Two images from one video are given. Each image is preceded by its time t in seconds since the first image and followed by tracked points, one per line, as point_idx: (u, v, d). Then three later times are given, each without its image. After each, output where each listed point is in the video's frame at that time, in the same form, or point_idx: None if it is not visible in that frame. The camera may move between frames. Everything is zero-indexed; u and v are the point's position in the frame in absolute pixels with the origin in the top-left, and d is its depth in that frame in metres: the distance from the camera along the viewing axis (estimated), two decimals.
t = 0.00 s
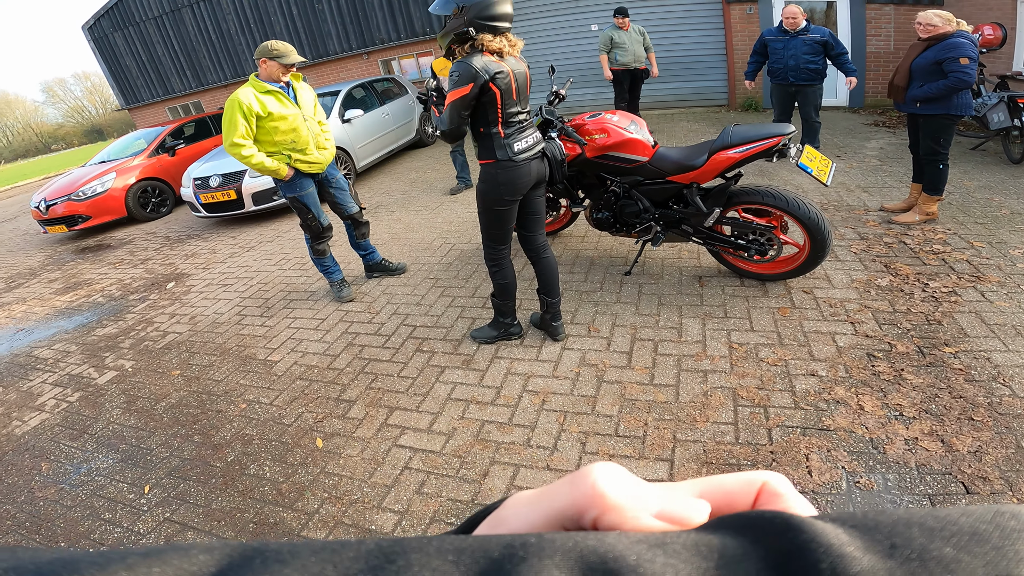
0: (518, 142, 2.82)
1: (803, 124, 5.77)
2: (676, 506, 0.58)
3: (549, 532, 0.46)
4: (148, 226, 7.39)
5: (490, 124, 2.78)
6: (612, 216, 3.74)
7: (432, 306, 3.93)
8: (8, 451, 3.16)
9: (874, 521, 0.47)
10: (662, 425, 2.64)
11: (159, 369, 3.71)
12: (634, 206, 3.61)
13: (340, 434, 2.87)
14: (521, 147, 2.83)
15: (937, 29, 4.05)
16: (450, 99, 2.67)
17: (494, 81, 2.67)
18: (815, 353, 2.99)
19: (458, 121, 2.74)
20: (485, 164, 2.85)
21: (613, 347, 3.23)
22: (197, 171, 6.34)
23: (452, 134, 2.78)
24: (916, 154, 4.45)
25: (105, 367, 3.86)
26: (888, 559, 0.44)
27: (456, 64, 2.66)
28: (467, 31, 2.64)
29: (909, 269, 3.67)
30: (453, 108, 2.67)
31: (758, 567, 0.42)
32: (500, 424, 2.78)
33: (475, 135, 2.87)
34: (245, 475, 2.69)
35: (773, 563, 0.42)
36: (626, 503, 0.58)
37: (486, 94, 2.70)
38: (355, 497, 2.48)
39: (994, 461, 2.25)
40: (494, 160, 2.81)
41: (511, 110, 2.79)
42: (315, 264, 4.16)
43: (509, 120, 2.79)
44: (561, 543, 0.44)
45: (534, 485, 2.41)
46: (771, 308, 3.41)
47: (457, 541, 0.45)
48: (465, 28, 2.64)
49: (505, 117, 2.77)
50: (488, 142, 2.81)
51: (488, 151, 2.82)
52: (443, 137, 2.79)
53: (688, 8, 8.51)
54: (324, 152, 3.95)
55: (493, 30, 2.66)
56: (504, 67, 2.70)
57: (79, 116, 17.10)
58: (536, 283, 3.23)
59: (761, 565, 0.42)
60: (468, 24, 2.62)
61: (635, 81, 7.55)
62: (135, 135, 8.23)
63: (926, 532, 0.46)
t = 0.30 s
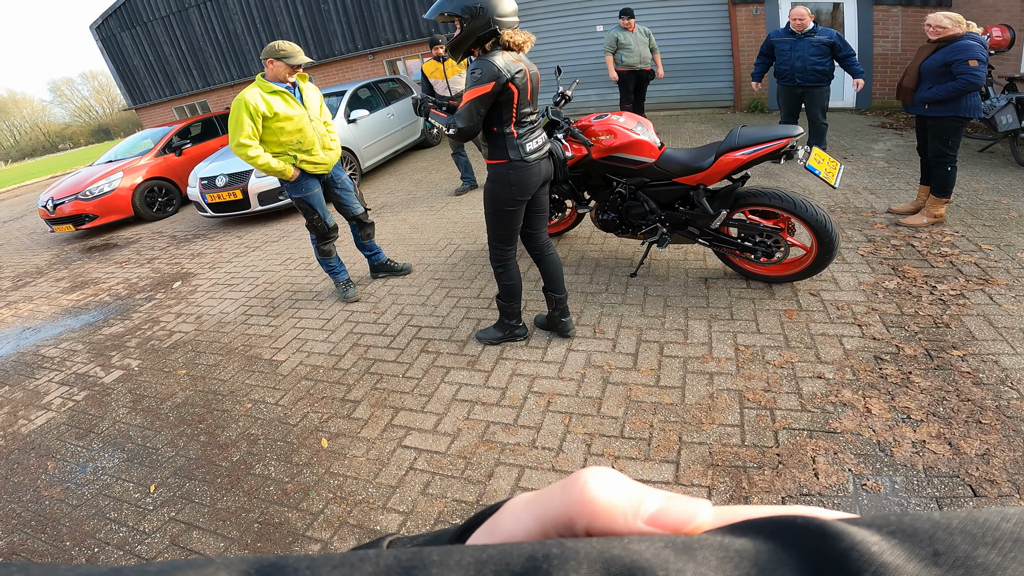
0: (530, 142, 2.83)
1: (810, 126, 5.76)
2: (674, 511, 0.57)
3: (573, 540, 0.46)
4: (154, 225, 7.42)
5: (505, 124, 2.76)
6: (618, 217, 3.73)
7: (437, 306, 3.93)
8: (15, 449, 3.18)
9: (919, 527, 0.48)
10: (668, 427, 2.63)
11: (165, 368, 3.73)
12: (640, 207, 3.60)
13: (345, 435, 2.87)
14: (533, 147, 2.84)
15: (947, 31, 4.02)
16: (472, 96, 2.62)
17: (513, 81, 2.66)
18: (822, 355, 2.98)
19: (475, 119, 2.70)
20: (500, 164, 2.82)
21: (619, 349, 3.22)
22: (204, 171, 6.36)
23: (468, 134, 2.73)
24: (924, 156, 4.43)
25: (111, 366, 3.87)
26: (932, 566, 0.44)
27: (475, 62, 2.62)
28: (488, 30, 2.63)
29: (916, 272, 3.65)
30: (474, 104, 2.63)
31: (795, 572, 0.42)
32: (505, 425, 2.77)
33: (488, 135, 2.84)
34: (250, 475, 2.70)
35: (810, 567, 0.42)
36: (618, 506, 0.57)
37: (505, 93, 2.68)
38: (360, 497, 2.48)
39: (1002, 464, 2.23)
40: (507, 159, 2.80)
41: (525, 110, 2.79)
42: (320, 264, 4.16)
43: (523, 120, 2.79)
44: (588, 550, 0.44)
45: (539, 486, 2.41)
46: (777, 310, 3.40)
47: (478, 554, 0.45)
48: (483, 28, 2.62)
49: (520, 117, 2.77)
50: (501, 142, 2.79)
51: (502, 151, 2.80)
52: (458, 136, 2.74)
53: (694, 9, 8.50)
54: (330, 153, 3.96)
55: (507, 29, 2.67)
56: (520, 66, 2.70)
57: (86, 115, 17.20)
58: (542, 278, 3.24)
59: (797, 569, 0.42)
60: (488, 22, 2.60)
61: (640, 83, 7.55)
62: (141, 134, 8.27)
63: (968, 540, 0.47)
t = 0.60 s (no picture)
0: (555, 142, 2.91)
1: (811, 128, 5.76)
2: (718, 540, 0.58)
3: None
4: (156, 227, 7.44)
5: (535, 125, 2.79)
6: (619, 220, 3.75)
7: (438, 309, 3.94)
8: (17, 451, 3.19)
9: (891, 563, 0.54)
10: (669, 430, 2.64)
11: (167, 370, 3.74)
12: (642, 210, 3.61)
13: (347, 437, 2.88)
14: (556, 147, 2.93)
15: (948, 33, 4.03)
16: (510, 93, 2.59)
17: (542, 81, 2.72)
18: (823, 358, 2.98)
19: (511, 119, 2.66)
20: (533, 165, 2.83)
21: (620, 352, 3.22)
22: (206, 173, 6.38)
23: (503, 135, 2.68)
24: (926, 159, 4.44)
25: (113, 369, 3.89)
26: None
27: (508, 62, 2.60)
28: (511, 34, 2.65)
29: (918, 274, 3.65)
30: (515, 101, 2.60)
31: None
32: (506, 428, 2.78)
33: (514, 138, 2.82)
34: (252, 477, 2.71)
35: None
36: (666, 543, 0.57)
37: (536, 92, 2.72)
38: (362, 500, 2.49)
39: (1003, 467, 2.23)
40: (540, 160, 2.83)
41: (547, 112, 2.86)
42: (322, 267, 4.18)
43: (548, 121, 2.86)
44: None
45: (540, 489, 2.41)
46: (778, 313, 3.40)
47: None
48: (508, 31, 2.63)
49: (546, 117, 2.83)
50: (531, 144, 2.81)
51: (535, 151, 2.82)
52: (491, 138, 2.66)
53: (695, 11, 8.51)
54: (332, 156, 3.97)
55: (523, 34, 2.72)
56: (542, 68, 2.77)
57: (88, 117, 17.29)
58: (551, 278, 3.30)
59: None
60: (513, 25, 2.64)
61: (641, 85, 7.56)
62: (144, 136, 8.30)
63: None
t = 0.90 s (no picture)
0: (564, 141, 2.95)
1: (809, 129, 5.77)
2: (662, 540, 0.52)
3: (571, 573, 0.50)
4: (156, 229, 7.45)
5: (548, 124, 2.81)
6: (618, 222, 3.76)
7: (437, 311, 3.94)
8: (16, 452, 3.19)
9: (930, 553, 0.51)
10: (667, 431, 2.64)
11: (167, 372, 3.74)
12: (640, 212, 3.62)
13: (345, 439, 2.88)
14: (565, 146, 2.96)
15: (947, 34, 4.05)
16: (532, 89, 2.60)
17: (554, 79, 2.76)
18: (821, 359, 2.98)
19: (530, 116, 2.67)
20: (549, 163, 2.85)
21: (618, 353, 3.23)
22: (205, 174, 6.38)
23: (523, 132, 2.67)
24: (924, 160, 4.44)
25: (112, 370, 3.89)
26: None
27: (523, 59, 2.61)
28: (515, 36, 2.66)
29: (916, 276, 3.66)
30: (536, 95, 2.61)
31: None
32: (505, 429, 2.78)
33: (529, 137, 2.80)
34: (251, 479, 2.71)
35: None
36: (599, 527, 0.53)
37: (549, 90, 2.75)
38: (361, 501, 2.49)
39: (1000, 467, 2.24)
40: (557, 158, 2.86)
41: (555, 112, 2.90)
42: (321, 270, 4.19)
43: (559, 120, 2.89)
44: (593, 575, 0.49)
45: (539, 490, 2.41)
46: (777, 314, 3.41)
47: None
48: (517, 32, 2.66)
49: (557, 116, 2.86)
50: (546, 142, 2.82)
51: (551, 149, 2.84)
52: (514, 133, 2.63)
53: (694, 12, 8.53)
54: (330, 158, 3.97)
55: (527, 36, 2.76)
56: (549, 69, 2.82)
57: (88, 119, 17.34)
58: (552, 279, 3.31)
59: None
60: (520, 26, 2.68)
61: (640, 86, 7.57)
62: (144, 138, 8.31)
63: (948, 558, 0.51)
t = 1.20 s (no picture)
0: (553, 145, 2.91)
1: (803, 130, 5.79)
2: None
3: None
4: (151, 230, 7.43)
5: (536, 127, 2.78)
6: (612, 224, 3.76)
7: (432, 313, 3.94)
8: (10, 455, 3.18)
9: None
10: (660, 433, 2.65)
11: (160, 375, 3.73)
12: (634, 214, 3.62)
13: (339, 441, 2.88)
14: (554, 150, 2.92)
15: (943, 34, 4.03)
16: (518, 93, 2.58)
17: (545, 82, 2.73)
18: (814, 361, 2.99)
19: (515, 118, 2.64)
20: (534, 167, 2.82)
21: (612, 355, 3.23)
22: (200, 176, 6.37)
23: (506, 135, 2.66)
24: (917, 161, 4.46)
25: (106, 373, 3.88)
26: None
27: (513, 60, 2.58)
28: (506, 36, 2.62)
29: (909, 277, 3.67)
30: (522, 99, 2.59)
31: None
32: (498, 432, 2.78)
33: (516, 140, 2.79)
34: (244, 481, 2.71)
35: None
36: None
37: (538, 94, 2.71)
38: (354, 504, 2.49)
39: (991, 470, 2.25)
40: (542, 162, 2.83)
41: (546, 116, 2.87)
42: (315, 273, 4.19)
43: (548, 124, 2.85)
44: None
45: (532, 493, 2.42)
46: (770, 316, 3.42)
47: None
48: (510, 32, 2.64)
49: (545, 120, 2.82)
50: (532, 146, 2.79)
51: (537, 153, 2.81)
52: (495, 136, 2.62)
53: (689, 13, 8.54)
54: (318, 164, 3.95)
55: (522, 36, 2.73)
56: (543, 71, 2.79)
57: (84, 119, 17.33)
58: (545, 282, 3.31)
59: None
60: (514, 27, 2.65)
61: (636, 87, 7.57)
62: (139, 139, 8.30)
63: None
